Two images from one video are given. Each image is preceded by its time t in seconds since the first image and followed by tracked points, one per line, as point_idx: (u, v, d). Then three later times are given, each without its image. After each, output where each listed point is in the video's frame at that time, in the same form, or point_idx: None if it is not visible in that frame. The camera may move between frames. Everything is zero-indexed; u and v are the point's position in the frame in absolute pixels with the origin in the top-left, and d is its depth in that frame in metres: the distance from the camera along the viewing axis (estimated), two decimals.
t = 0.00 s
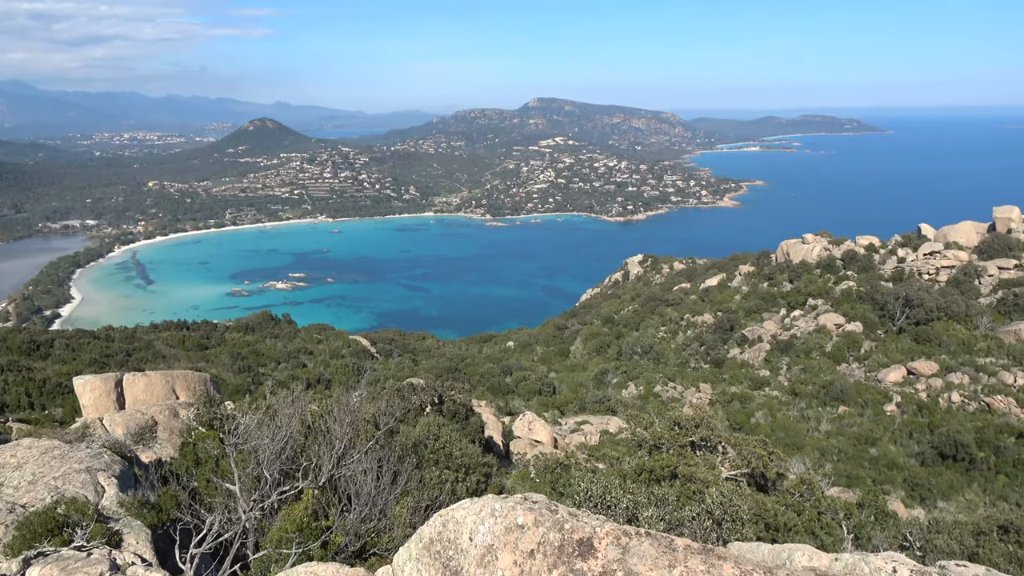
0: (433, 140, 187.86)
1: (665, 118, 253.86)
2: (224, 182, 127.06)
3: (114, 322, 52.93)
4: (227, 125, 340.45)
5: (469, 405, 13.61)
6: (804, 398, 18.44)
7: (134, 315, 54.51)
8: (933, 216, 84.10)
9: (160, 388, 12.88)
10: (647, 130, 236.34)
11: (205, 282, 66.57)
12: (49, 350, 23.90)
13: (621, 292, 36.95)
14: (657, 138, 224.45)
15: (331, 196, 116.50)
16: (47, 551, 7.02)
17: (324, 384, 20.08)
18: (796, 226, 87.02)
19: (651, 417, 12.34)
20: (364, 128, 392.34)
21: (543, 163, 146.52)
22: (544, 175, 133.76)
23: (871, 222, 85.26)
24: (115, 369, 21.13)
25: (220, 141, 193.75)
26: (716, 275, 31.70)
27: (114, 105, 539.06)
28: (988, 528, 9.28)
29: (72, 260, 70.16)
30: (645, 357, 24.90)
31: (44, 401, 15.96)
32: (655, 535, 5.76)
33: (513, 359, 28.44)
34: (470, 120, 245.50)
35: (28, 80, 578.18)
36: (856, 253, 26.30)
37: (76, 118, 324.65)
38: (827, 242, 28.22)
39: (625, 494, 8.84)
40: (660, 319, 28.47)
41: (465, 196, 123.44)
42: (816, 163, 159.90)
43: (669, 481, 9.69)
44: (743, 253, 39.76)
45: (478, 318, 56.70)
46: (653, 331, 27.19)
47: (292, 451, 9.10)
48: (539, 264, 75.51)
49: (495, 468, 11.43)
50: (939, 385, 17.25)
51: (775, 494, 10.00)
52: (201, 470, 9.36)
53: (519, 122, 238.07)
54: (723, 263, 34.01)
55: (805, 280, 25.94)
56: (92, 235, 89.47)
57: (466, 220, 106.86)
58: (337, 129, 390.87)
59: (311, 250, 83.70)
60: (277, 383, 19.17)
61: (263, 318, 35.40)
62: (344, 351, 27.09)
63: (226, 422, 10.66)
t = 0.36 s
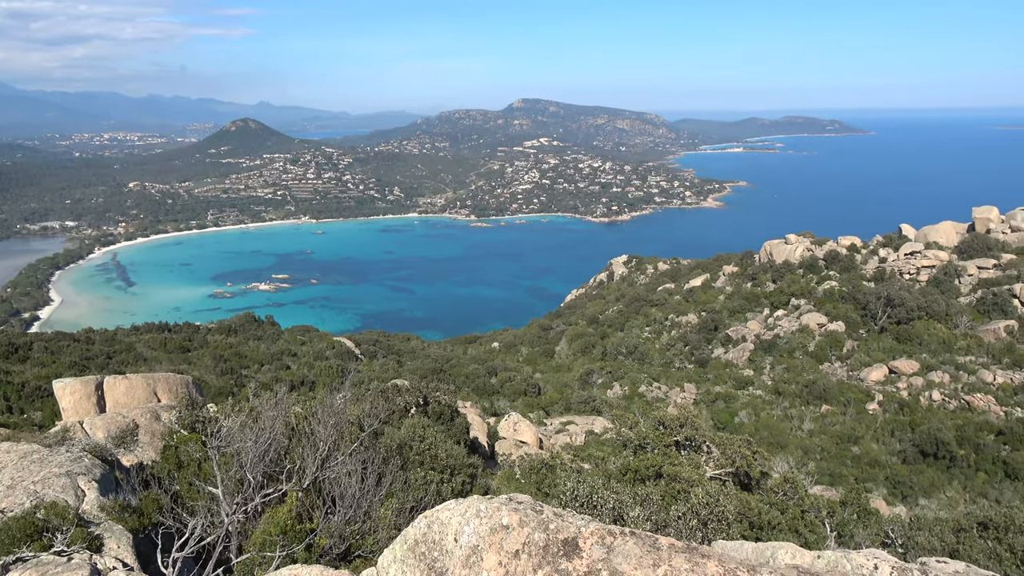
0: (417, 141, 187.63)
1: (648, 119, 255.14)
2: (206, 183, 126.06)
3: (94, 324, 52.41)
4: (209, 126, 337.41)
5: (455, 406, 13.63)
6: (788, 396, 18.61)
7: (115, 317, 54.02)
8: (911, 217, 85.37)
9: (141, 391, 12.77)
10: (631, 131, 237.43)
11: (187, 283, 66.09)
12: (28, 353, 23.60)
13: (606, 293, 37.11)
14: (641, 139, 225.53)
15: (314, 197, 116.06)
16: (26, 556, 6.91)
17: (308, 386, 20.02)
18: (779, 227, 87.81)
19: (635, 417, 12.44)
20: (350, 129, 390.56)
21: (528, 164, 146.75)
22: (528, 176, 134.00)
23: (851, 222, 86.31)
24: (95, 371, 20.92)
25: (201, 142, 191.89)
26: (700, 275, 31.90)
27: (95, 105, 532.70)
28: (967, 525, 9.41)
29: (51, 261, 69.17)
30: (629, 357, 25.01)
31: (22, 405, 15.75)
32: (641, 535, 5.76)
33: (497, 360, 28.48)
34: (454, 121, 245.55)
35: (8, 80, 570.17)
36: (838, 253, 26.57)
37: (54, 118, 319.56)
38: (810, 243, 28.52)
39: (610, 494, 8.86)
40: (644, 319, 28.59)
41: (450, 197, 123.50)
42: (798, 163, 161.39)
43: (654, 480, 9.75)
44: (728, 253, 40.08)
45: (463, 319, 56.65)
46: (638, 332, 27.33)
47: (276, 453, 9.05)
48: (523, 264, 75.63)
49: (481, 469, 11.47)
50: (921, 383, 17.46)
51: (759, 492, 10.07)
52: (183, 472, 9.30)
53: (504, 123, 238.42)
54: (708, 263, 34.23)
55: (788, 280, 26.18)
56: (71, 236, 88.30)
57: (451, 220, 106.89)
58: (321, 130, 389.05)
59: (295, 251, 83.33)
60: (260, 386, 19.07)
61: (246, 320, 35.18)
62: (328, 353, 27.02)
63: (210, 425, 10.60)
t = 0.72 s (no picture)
0: (401, 141, 187.13)
1: (633, 120, 256.10)
2: (187, 183, 124.97)
3: (75, 327, 51.87)
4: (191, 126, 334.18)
5: (440, 407, 13.61)
6: (772, 396, 18.76)
7: (96, 319, 53.45)
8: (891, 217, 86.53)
9: (123, 394, 12.65)
10: (615, 132, 238.28)
11: (170, 285, 65.56)
12: (6, 356, 23.29)
13: (591, 293, 37.23)
14: (626, 140, 226.36)
15: (298, 198, 115.51)
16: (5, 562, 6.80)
17: (292, 388, 19.95)
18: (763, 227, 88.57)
19: (621, 418, 12.51)
20: (336, 129, 388.79)
21: (513, 165, 146.86)
22: (513, 176, 134.14)
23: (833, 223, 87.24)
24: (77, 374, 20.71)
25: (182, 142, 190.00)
26: (685, 276, 32.09)
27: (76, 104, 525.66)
28: (950, 522, 9.51)
29: (30, 264, 68.21)
30: (615, 357, 25.10)
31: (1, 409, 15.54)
32: (624, 534, 5.75)
33: (482, 360, 28.52)
34: (439, 121, 245.23)
35: None
36: (821, 253, 26.87)
37: (31, 118, 314.45)
38: (793, 243, 28.79)
39: (596, 494, 8.87)
40: (629, 319, 28.71)
41: (434, 197, 123.40)
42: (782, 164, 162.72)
43: (639, 480, 9.78)
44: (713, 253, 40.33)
45: (448, 320, 56.60)
46: (623, 332, 27.46)
47: (260, 455, 9.00)
48: (507, 265, 75.71)
49: (466, 469, 11.48)
50: (903, 382, 17.64)
51: (744, 492, 10.14)
52: (166, 476, 9.21)
53: (488, 124, 238.62)
54: (692, 263, 34.44)
55: (772, 280, 26.40)
56: (51, 238, 87.12)
57: (435, 221, 106.84)
58: (305, 130, 386.92)
59: (278, 252, 82.84)
60: (242, 388, 18.96)
61: (229, 322, 34.92)
62: (313, 354, 26.90)
63: (193, 428, 10.51)
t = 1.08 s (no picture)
0: (387, 142, 186.61)
1: (618, 121, 257.05)
2: (169, 184, 123.76)
3: (55, 329, 51.26)
4: (173, 125, 330.66)
5: (426, 408, 13.60)
6: (757, 395, 18.91)
7: (76, 321, 52.83)
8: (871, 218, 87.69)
9: (104, 396, 12.54)
10: (601, 133, 239.06)
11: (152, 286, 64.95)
12: None
13: (578, 294, 37.33)
14: (612, 141, 227.18)
15: (283, 199, 114.83)
16: None
17: (277, 390, 19.84)
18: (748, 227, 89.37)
19: (607, 418, 12.55)
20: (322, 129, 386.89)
21: (499, 165, 146.96)
22: (499, 177, 134.18)
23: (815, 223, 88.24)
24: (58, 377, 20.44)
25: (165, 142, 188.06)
26: (671, 276, 32.27)
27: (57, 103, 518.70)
28: (932, 519, 9.63)
29: (10, 266, 67.18)
30: (601, 357, 25.17)
31: None
32: (609, 533, 5.75)
33: (468, 361, 28.52)
34: (424, 121, 244.72)
35: None
36: (805, 253, 27.11)
37: (9, 117, 309.42)
38: (778, 243, 29.04)
39: (582, 494, 8.90)
40: (616, 320, 28.80)
41: (420, 198, 123.17)
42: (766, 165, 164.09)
43: (625, 480, 9.80)
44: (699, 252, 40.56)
45: (434, 320, 56.52)
46: (610, 332, 27.56)
47: (244, 458, 8.96)
48: (494, 266, 75.77)
49: (453, 471, 11.47)
50: (886, 381, 17.82)
51: (729, 490, 10.22)
52: (149, 480, 9.14)
53: (474, 125, 238.61)
54: (679, 263, 34.60)
55: (757, 280, 26.60)
56: (31, 239, 85.84)
57: (421, 222, 106.64)
58: (290, 130, 384.50)
59: (263, 253, 82.28)
60: (227, 390, 18.84)
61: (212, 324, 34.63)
62: (297, 355, 26.75)
63: (176, 431, 10.43)
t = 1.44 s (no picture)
0: (374, 142, 186.06)
1: (606, 122, 257.78)
2: (153, 184, 122.46)
3: (36, 330, 50.59)
4: (157, 125, 327.24)
5: (413, 408, 13.57)
6: (743, 395, 19.03)
7: (58, 323, 52.18)
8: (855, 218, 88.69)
9: (87, 399, 12.42)
10: (588, 133, 239.65)
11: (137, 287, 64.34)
12: None
13: (565, 294, 37.40)
14: (599, 142, 227.79)
15: (269, 199, 114.04)
16: None
17: (263, 391, 19.70)
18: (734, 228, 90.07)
19: (595, 417, 12.58)
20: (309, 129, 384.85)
21: (486, 166, 146.97)
22: (486, 177, 134.17)
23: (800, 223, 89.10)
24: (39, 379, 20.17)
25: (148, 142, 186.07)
26: (659, 276, 32.42)
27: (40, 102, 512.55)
28: (915, 516, 9.75)
29: None
30: (588, 357, 25.21)
31: None
32: (595, 533, 5.76)
33: (455, 362, 28.49)
34: (411, 121, 244.08)
35: None
36: (791, 253, 27.32)
37: None
38: (764, 244, 29.26)
39: (568, 494, 8.90)
40: (603, 320, 28.87)
41: (407, 199, 122.86)
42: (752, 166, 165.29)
43: (612, 480, 9.82)
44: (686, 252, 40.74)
45: (422, 321, 56.48)
46: (597, 332, 27.62)
47: (229, 459, 8.89)
48: (481, 266, 75.76)
49: (440, 472, 11.44)
50: (870, 380, 18.00)
51: (716, 490, 10.28)
52: (133, 483, 9.05)
53: (461, 125, 238.26)
54: (667, 264, 34.73)
55: (743, 280, 26.78)
56: (11, 239, 84.51)
57: (409, 222, 106.34)
58: (276, 130, 381.96)
59: (249, 254, 81.70)
60: (211, 391, 18.68)
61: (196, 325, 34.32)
62: (284, 356, 26.60)
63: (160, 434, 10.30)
